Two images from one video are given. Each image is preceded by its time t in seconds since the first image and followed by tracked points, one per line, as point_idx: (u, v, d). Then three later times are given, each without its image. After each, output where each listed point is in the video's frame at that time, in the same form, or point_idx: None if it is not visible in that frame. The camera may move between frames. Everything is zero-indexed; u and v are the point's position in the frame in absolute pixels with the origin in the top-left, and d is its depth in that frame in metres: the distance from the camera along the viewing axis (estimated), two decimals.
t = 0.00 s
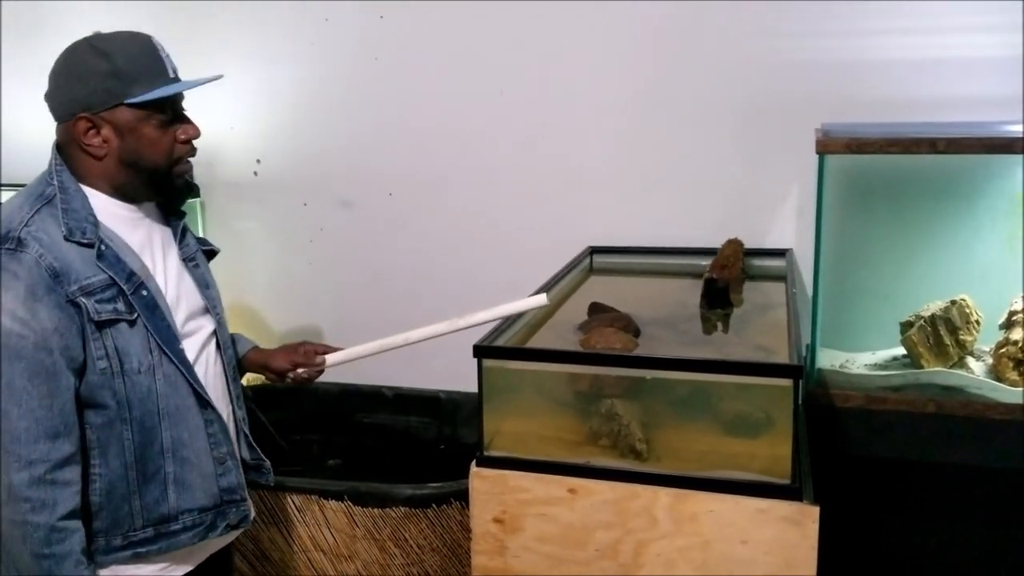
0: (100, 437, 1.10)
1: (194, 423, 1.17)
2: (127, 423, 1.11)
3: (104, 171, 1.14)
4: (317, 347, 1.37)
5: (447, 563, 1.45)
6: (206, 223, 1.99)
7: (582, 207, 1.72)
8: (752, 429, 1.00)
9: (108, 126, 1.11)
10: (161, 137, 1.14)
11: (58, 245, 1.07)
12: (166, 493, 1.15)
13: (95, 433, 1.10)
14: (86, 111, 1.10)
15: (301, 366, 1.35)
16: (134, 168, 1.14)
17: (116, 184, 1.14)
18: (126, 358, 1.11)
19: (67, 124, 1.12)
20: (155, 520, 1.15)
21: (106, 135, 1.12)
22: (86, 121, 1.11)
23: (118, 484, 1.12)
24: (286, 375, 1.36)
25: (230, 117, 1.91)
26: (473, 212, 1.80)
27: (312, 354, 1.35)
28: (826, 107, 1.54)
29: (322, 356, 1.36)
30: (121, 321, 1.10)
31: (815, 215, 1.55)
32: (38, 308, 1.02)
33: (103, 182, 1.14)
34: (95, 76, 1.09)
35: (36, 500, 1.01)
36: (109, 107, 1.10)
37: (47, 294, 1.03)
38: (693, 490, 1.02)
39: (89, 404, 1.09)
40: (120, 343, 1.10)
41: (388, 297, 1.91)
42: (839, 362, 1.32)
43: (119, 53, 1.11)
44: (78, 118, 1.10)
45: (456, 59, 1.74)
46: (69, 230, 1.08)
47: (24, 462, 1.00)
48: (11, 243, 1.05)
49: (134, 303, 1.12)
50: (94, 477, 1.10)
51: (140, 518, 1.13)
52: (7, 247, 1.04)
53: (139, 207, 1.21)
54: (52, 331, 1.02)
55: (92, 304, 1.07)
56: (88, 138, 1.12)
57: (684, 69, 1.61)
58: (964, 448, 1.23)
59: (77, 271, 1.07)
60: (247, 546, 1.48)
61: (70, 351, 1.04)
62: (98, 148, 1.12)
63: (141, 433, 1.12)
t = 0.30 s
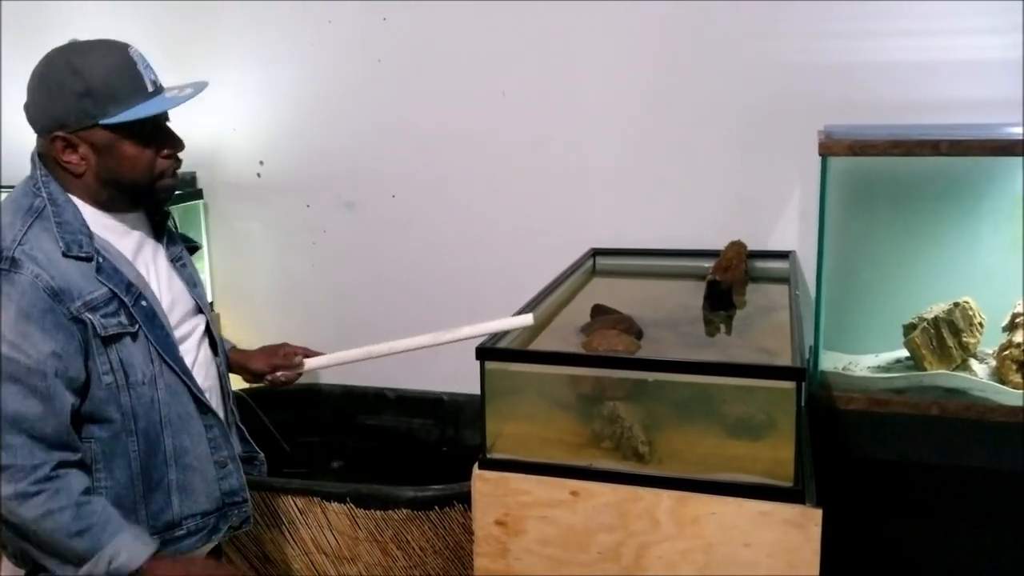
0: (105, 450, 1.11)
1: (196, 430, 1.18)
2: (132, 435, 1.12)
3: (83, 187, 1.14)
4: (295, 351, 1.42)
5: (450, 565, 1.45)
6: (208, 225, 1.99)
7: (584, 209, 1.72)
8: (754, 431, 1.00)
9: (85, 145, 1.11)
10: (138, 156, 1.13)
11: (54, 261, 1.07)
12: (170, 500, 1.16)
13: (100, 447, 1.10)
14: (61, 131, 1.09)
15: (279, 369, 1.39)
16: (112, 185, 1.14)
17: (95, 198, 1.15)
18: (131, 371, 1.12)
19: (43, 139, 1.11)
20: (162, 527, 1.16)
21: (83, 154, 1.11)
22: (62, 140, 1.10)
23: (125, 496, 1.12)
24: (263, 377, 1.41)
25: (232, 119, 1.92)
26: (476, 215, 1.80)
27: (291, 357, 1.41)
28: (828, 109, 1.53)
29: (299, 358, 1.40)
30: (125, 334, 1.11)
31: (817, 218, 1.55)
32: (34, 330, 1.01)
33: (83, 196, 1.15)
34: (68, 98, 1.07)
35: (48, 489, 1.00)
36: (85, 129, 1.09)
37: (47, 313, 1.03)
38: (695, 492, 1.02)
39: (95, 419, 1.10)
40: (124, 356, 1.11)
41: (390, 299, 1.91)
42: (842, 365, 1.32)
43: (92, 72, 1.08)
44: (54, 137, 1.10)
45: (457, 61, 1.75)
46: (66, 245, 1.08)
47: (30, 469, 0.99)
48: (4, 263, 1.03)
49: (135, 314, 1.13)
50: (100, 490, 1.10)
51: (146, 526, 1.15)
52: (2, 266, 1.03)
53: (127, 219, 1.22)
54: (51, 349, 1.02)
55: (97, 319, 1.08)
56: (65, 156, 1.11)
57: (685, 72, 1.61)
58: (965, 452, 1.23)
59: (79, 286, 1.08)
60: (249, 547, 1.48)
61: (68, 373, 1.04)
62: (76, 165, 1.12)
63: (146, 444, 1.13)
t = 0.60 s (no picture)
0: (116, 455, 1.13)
1: (196, 430, 1.21)
2: (141, 439, 1.15)
3: (69, 198, 1.15)
4: (269, 353, 1.48)
5: (449, 565, 1.44)
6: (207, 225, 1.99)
7: (583, 209, 1.72)
8: (754, 432, 1.00)
9: (71, 158, 1.11)
10: (122, 170, 1.13)
11: (60, 274, 1.08)
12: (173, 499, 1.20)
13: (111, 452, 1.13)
14: (47, 144, 1.09)
15: (254, 372, 1.44)
16: (98, 198, 1.14)
17: (80, 210, 1.16)
18: (139, 377, 1.14)
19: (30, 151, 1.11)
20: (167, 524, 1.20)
21: (69, 167, 1.12)
22: (48, 153, 1.10)
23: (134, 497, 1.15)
24: (237, 378, 1.45)
25: (231, 119, 1.92)
26: (475, 215, 1.80)
27: (264, 360, 1.45)
28: (827, 109, 1.54)
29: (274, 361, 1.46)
30: (134, 342, 1.13)
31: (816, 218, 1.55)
32: (52, 341, 1.03)
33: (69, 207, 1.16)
34: (52, 113, 1.07)
35: (90, 465, 1.02)
36: (70, 143, 1.09)
37: (62, 325, 1.05)
38: (694, 493, 1.02)
39: (108, 426, 1.12)
40: (133, 364, 1.13)
41: (389, 299, 1.91)
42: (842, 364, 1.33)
43: (76, 87, 1.08)
44: (39, 150, 1.10)
45: (456, 61, 1.75)
46: (70, 257, 1.09)
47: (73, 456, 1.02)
48: (12, 278, 1.04)
49: (140, 319, 1.15)
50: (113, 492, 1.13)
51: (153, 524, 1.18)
52: (11, 281, 1.04)
53: (117, 225, 1.22)
54: (69, 358, 1.04)
55: (108, 327, 1.09)
56: (51, 168, 1.12)
57: (684, 72, 1.61)
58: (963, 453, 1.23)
59: (87, 297, 1.09)
60: (249, 548, 1.48)
61: (89, 379, 1.05)
62: (62, 177, 1.12)
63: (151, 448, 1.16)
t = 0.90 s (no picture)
0: (121, 457, 1.13)
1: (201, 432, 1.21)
2: (146, 440, 1.15)
3: (72, 201, 1.14)
4: (264, 356, 1.48)
5: (447, 566, 1.45)
6: (206, 226, 1.99)
7: (582, 210, 1.73)
8: (752, 434, 1.01)
9: (74, 160, 1.11)
10: (127, 172, 1.13)
11: (68, 275, 1.08)
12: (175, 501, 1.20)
13: (115, 454, 1.13)
14: (51, 146, 1.09)
15: (247, 374, 1.44)
16: (101, 199, 1.14)
17: (84, 213, 1.16)
18: (145, 379, 1.14)
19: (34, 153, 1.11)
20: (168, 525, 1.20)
21: (73, 168, 1.11)
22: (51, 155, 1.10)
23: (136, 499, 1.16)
24: (231, 381, 1.45)
25: (231, 120, 1.92)
26: (473, 215, 1.80)
27: (258, 363, 1.46)
28: (826, 110, 1.54)
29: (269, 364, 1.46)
30: (141, 345, 1.13)
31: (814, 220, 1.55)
32: (56, 347, 1.03)
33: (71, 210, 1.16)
34: (56, 115, 1.08)
35: (76, 482, 1.03)
36: (73, 145, 1.09)
37: (69, 329, 1.05)
38: (692, 494, 1.02)
39: (113, 427, 1.12)
40: (141, 366, 1.13)
41: (387, 300, 1.91)
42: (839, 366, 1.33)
43: (80, 89, 1.08)
44: (44, 152, 1.10)
45: (455, 62, 1.75)
46: (78, 258, 1.10)
47: (60, 469, 1.02)
48: (20, 280, 1.04)
49: (146, 322, 1.15)
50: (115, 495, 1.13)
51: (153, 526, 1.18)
52: (18, 285, 1.04)
53: (119, 226, 1.22)
54: (72, 365, 1.04)
55: (116, 330, 1.10)
56: (55, 170, 1.12)
57: (683, 73, 1.61)
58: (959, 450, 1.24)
59: (96, 299, 1.09)
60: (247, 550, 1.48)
61: (91, 386, 1.06)
62: (65, 179, 1.12)
63: (156, 449, 1.16)
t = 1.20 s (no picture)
0: (115, 458, 1.13)
1: (199, 434, 1.21)
2: (141, 441, 1.15)
3: (79, 200, 1.15)
4: (275, 360, 1.48)
5: (447, 568, 1.45)
6: (206, 228, 1.99)
7: (582, 212, 1.72)
8: (752, 436, 1.01)
9: (82, 160, 1.11)
10: (134, 172, 1.14)
11: (66, 273, 1.08)
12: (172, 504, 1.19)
13: (110, 454, 1.13)
14: (59, 147, 1.10)
15: (256, 377, 1.44)
16: (108, 199, 1.15)
17: (92, 211, 1.16)
18: (141, 380, 1.14)
19: (41, 152, 1.11)
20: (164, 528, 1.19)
21: (80, 168, 1.12)
22: (59, 155, 1.10)
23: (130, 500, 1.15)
24: (241, 384, 1.46)
25: (230, 122, 1.92)
26: (473, 217, 1.80)
27: (269, 367, 1.46)
28: (825, 111, 1.54)
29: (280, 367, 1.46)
30: (137, 345, 1.13)
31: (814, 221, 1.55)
32: (49, 344, 1.03)
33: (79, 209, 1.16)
34: (64, 116, 1.08)
35: (64, 480, 1.03)
36: (80, 146, 1.10)
37: (63, 327, 1.05)
38: (692, 496, 1.02)
39: (108, 428, 1.12)
40: (136, 366, 1.13)
41: (387, 302, 1.91)
42: (839, 369, 1.30)
43: (87, 90, 1.08)
44: (51, 152, 1.10)
45: (455, 63, 1.74)
46: (77, 257, 1.10)
47: (48, 466, 1.02)
48: (17, 277, 1.04)
49: (144, 322, 1.15)
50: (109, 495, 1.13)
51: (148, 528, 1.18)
52: (15, 281, 1.04)
53: (125, 227, 1.22)
54: (64, 363, 1.04)
55: (112, 329, 1.10)
56: (62, 170, 1.12)
57: (683, 74, 1.61)
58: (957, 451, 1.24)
59: (92, 298, 1.09)
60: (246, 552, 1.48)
61: (84, 385, 1.05)
62: (72, 178, 1.13)
63: (152, 450, 1.16)
